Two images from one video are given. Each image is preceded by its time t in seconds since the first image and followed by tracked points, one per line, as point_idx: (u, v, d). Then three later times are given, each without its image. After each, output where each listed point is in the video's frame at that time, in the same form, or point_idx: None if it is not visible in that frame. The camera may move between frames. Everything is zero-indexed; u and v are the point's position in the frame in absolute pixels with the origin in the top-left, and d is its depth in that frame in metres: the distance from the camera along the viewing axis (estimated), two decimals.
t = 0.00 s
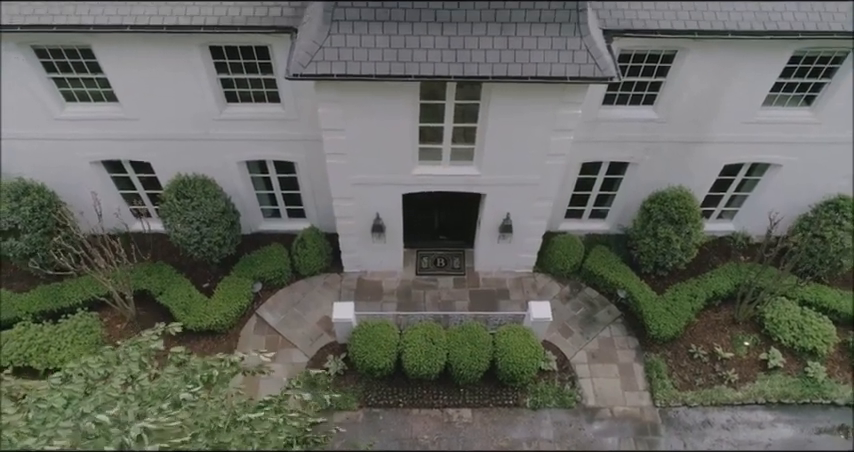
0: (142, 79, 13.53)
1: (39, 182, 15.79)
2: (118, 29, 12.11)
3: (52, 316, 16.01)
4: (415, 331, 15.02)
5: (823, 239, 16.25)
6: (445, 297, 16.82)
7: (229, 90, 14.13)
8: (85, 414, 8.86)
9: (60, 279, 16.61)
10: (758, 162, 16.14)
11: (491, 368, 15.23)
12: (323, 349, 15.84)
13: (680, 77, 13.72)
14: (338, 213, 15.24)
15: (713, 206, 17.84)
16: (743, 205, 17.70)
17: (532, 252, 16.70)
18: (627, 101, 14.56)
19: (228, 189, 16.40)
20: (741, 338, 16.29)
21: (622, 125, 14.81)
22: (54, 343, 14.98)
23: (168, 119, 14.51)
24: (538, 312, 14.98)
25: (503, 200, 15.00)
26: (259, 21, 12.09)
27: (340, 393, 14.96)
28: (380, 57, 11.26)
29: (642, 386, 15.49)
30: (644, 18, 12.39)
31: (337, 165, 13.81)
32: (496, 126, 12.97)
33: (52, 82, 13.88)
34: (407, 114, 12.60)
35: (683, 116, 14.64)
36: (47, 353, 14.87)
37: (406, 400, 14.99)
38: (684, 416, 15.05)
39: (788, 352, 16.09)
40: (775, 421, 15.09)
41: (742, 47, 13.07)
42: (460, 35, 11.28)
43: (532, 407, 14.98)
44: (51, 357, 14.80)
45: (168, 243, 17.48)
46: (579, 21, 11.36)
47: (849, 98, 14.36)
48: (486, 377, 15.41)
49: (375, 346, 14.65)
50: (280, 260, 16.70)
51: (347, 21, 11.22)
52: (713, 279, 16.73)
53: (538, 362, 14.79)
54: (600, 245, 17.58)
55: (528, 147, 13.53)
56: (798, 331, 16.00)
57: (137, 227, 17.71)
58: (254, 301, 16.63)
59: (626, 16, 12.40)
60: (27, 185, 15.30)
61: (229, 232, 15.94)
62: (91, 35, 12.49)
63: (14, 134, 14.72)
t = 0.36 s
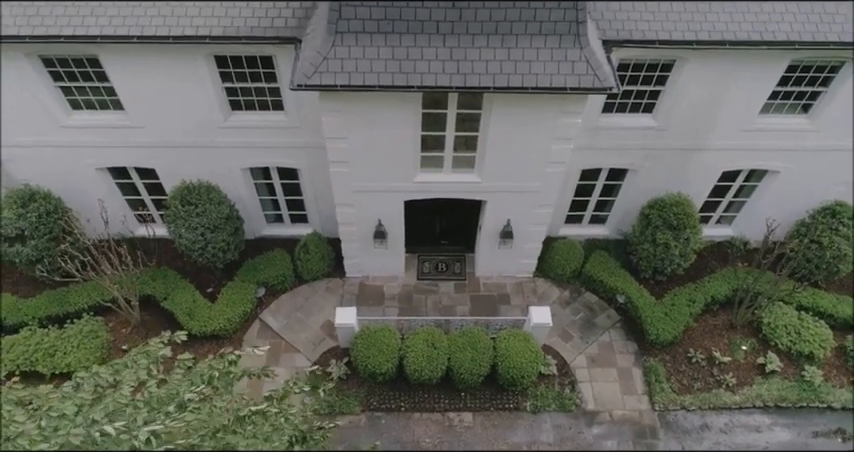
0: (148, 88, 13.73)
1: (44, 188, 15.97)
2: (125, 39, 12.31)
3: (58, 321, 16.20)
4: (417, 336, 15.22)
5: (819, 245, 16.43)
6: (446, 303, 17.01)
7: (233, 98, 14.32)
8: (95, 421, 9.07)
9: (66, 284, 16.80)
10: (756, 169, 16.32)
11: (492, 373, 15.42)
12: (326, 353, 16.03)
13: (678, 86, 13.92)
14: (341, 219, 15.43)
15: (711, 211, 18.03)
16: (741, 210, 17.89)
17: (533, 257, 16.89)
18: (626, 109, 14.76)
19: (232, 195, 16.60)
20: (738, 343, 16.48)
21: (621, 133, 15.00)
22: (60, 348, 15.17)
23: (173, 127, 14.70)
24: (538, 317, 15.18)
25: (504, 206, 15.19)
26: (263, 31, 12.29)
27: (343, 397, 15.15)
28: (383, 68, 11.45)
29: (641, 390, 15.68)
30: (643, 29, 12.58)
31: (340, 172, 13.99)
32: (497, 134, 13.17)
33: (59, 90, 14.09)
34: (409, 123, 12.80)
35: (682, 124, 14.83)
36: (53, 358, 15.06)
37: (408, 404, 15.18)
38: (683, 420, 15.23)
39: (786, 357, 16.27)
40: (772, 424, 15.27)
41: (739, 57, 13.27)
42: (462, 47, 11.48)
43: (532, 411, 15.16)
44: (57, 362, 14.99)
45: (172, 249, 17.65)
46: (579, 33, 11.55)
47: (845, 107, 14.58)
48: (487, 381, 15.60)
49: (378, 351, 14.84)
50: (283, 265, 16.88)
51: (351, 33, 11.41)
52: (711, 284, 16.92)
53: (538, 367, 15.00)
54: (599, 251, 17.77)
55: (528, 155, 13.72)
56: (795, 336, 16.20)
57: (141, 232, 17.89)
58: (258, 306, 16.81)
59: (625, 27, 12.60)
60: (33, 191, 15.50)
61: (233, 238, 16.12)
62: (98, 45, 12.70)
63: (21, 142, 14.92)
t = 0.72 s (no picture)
0: (153, 96, 13.97)
1: (50, 193, 16.20)
2: (131, 50, 12.55)
3: (63, 325, 16.44)
4: (417, 341, 15.46)
5: (815, 250, 16.61)
6: (446, 307, 17.25)
7: (237, 106, 14.55)
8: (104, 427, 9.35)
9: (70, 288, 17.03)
10: (751, 175, 16.55)
11: (491, 376, 15.65)
12: (328, 357, 16.27)
13: (674, 94, 14.16)
14: (342, 225, 15.67)
15: (708, 216, 18.25)
16: (737, 215, 18.11)
17: (532, 262, 17.11)
18: (623, 116, 14.99)
19: (234, 200, 16.83)
20: (734, 346, 16.70)
21: (618, 140, 15.23)
22: (66, 351, 15.42)
23: (177, 135, 14.93)
24: (536, 322, 15.41)
25: (503, 212, 15.42)
26: (266, 41, 12.54)
27: (344, 400, 15.38)
28: (384, 79, 11.68)
29: (638, 393, 15.92)
30: (639, 39, 12.83)
31: (342, 179, 14.23)
32: (496, 142, 13.40)
33: (64, 99, 14.35)
34: (409, 131, 13.04)
35: (678, 131, 15.06)
36: (59, 361, 15.32)
37: (408, 407, 15.42)
38: (678, 423, 15.48)
39: (781, 360, 16.50)
40: (767, 427, 15.51)
41: (734, 66, 13.51)
42: (461, 58, 11.71)
43: (531, 414, 15.40)
44: (63, 365, 15.23)
45: (175, 253, 17.88)
46: (575, 44, 11.76)
47: (838, 115, 14.82)
48: (486, 384, 15.83)
49: (379, 354, 15.07)
50: (285, 269, 17.11)
51: (352, 45, 11.63)
52: (707, 288, 17.15)
53: (536, 370, 15.25)
54: (597, 255, 18.00)
55: (526, 162, 13.96)
56: (789, 340, 16.43)
57: (145, 237, 18.11)
58: (260, 310, 17.05)
59: (621, 37, 12.84)
60: (39, 197, 15.74)
61: (236, 243, 16.36)
62: (104, 55, 12.95)
63: (27, 148, 15.17)
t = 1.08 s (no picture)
0: (157, 106, 14.23)
1: (54, 200, 16.45)
2: (135, 61, 12.82)
3: (68, 329, 16.70)
4: (417, 345, 15.72)
5: (808, 256, 16.93)
6: (445, 311, 17.50)
7: (239, 115, 14.80)
8: (111, 433, 9.69)
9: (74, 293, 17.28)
10: (745, 182, 16.79)
11: (489, 380, 15.90)
12: (328, 361, 16.53)
13: (669, 104, 14.41)
14: (343, 231, 15.91)
15: (703, 221, 18.48)
16: (732, 221, 18.35)
17: (530, 267, 17.35)
18: (619, 124, 15.23)
19: (236, 206, 17.07)
20: (729, 350, 16.95)
21: (614, 148, 15.48)
22: (71, 356, 15.69)
23: (180, 143, 15.18)
24: (534, 326, 15.67)
25: (501, 219, 15.67)
26: (268, 53, 12.82)
27: (345, 404, 15.64)
28: (384, 91, 11.93)
29: (634, 397, 16.17)
30: (634, 50, 13.10)
31: (342, 187, 14.48)
32: (493, 151, 13.65)
33: (70, 108, 14.60)
34: (408, 141, 13.30)
35: (673, 139, 15.31)
36: (64, 366, 15.59)
37: (408, 410, 15.67)
38: (674, 426, 15.72)
39: (775, 364, 16.75)
40: (761, 430, 15.76)
41: (727, 76, 13.76)
42: (459, 70, 11.96)
43: (528, 417, 15.65)
44: (68, 369, 15.50)
45: (178, 258, 18.12)
46: (571, 56, 11.99)
47: (830, 123, 15.06)
48: (485, 388, 16.08)
49: (379, 359, 15.32)
50: (286, 274, 17.35)
51: (352, 57, 11.87)
52: (703, 293, 17.39)
53: (533, 374, 15.50)
54: (594, 260, 18.24)
55: (523, 171, 14.21)
56: (783, 344, 16.69)
57: (148, 242, 18.35)
58: (262, 315, 17.30)
59: (617, 48, 13.11)
60: (44, 204, 15.99)
61: (238, 249, 16.60)
62: (109, 66, 13.21)
63: (32, 156, 15.41)
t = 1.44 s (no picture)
0: (160, 115, 14.44)
1: (58, 207, 16.66)
2: (139, 72, 13.05)
3: (71, 334, 16.89)
4: (416, 351, 15.94)
5: (802, 262, 17.14)
6: (444, 316, 17.71)
7: (241, 124, 15.01)
8: (117, 442, 9.97)
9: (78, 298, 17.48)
10: (740, 189, 17.00)
11: (487, 385, 16.11)
12: (329, 366, 16.73)
13: (664, 113, 14.63)
14: (343, 238, 16.12)
15: (699, 227, 18.68)
16: (728, 227, 18.55)
17: (528, 273, 17.55)
18: (615, 133, 15.43)
19: (238, 212, 17.29)
20: (724, 355, 17.16)
21: (611, 156, 15.69)
22: (75, 361, 15.90)
23: (183, 151, 15.40)
24: (532, 332, 15.86)
25: (499, 226, 15.87)
26: (270, 64, 13.06)
27: (345, 408, 15.85)
28: (383, 102, 12.13)
29: (631, 402, 16.38)
30: (630, 62, 13.36)
31: (343, 195, 14.69)
32: (491, 160, 13.85)
33: (75, 117, 14.82)
34: (408, 151, 13.51)
35: (669, 147, 15.51)
36: (68, 370, 15.80)
37: (408, 415, 15.87)
38: (670, 430, 15.94)
39: (770, 369, 16.95)
40: (756, 434, 15.95)
41: (722, 87, 13.98)
42: (457, 82, 12.16)
43: (526, 421, 15.86)
44: (72, 374, 15.71)
45: (180, 264, 18.32)
46: (567, 69, 12.19)
47: (825, 132, 15.25)
48: (483, 393, 16.29)
49: (378, 364, 15.53)
50: (287, 280, 17.56)
51: (353, 69, 12.07)
52: (699, 299, 17.59)
53: (531, 379, 15.70)
54: (591, 266, 18.44)
55: (521, 179, 14.41)
56: (778, 349, 16.90)
57: (150, 248, 18.55)
58: (263, 320, 17.51)
59: (613, 60, 13.36)
60: (48, 211, 16.20)
61: (240, 255, 16.80)
62: (114, 77, 13.43)
63: (37, 164, 15.62)
